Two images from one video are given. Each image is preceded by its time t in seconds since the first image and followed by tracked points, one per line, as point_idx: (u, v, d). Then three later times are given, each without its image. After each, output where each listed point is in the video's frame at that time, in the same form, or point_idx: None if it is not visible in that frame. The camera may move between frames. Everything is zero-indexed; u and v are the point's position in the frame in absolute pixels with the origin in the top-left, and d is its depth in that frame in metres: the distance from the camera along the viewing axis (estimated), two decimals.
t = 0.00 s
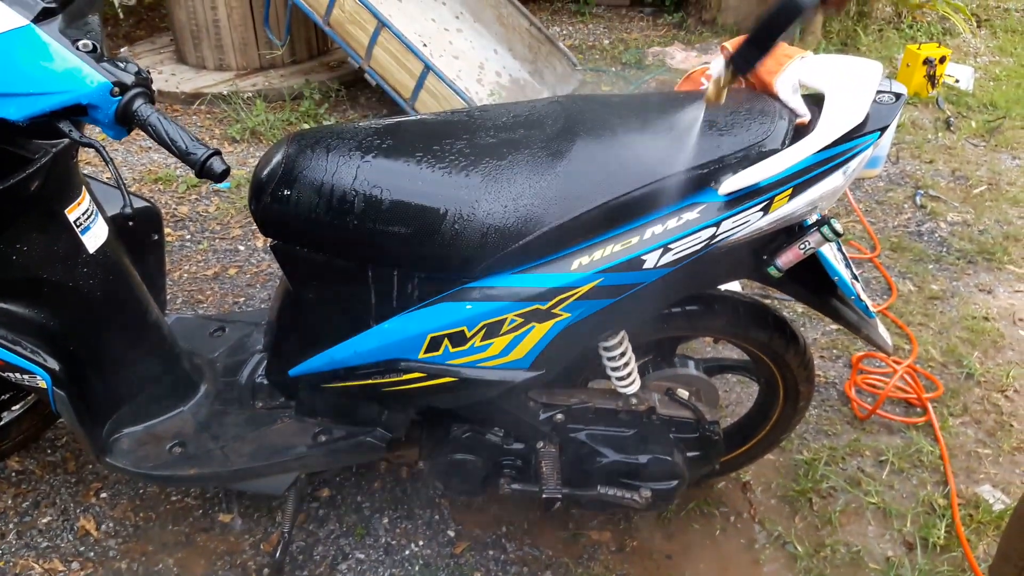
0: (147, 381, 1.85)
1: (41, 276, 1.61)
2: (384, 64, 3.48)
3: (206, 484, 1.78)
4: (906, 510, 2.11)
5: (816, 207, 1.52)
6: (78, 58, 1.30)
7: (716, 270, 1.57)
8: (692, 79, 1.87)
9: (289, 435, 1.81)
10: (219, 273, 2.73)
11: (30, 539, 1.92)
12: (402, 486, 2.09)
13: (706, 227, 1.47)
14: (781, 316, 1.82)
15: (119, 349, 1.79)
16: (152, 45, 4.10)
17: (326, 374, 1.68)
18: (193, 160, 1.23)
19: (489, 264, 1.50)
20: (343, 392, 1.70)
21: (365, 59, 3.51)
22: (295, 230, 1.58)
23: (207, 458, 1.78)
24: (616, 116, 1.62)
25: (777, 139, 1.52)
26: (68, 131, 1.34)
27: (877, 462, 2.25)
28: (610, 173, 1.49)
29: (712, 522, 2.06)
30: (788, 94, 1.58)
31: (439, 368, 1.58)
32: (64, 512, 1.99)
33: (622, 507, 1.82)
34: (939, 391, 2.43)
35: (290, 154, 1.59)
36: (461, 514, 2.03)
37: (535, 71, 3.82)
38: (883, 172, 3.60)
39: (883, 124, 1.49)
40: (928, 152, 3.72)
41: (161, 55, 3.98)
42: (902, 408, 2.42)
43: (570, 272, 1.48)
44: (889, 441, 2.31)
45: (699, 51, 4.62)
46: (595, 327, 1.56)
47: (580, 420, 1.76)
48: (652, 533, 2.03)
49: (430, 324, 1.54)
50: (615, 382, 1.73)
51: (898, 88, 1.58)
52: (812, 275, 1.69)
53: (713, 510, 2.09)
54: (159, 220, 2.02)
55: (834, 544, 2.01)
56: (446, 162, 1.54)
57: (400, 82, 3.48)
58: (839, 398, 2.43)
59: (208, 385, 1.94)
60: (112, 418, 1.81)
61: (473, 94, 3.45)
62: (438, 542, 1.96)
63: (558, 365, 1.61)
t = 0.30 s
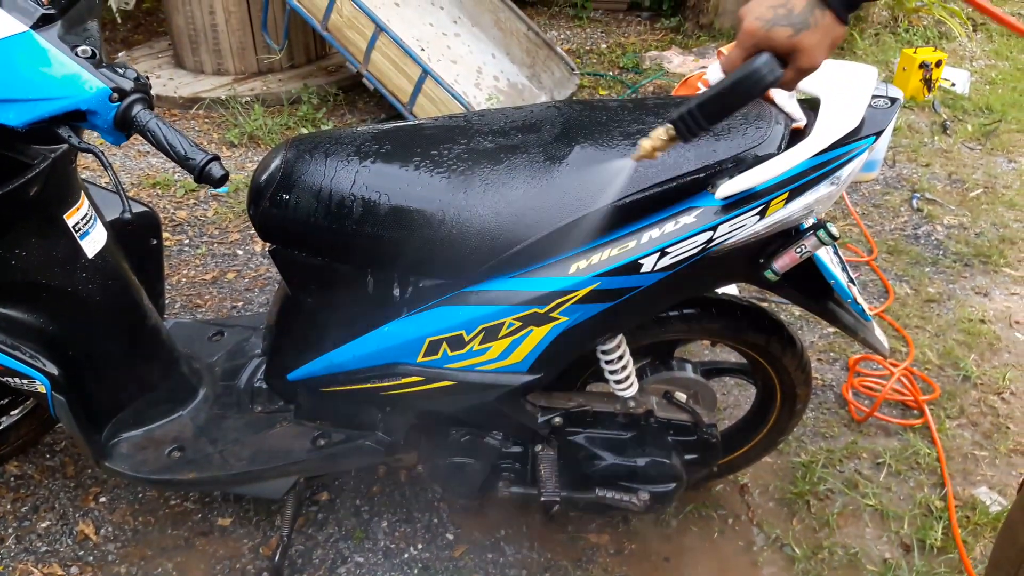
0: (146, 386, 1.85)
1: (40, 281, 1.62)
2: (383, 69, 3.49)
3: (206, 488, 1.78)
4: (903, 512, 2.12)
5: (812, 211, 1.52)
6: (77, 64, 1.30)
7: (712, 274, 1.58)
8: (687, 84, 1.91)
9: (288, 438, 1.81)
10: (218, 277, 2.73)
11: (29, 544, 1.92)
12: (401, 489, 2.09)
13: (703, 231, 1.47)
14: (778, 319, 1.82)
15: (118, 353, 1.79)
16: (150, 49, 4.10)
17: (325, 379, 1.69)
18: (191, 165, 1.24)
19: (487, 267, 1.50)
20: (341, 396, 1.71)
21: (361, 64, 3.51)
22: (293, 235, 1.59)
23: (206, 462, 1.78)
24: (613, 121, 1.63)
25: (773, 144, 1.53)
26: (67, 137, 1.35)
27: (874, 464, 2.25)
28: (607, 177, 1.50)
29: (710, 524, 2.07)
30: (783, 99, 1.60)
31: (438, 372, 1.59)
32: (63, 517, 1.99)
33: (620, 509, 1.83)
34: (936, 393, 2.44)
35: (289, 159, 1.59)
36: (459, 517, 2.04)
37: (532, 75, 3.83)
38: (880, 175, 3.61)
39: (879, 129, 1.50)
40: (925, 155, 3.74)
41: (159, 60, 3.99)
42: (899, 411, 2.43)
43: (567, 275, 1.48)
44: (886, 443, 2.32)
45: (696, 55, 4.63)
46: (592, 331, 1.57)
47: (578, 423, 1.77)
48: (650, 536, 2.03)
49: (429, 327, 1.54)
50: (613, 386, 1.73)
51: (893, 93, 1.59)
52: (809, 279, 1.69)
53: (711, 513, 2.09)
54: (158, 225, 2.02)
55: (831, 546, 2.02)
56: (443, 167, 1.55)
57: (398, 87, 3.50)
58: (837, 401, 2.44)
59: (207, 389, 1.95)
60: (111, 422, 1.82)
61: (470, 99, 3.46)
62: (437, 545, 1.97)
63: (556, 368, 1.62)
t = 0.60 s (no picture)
0: (148, 387, 1.86)
1: (41, 283, 1.62)
2: (381, 70, 3.50)
3: (208, 489, 1.79)
4: (904, 509, 2.12)
5: (811, 209, 1.53)
6: (77, 67, 1.30)
7: (712, 272, 1.58)
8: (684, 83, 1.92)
9: (290, 439, 1.82)
10: (217, 279, 2.74)
11: (32, 546, 1.93)
12: (402, 489, 2.09)
13: (702, 229, 1.47)
14: (778, 317, 1.83)
15: (119, 355, 1.79)
16: (148, 52, 4.11)
17: (325, 379, 1.68)
18: (191, 167, 1.24)
19: (488, 267, 1.51)
20: (342, 397, 1.71)
21: (360, 65, 3.52)
22: (293, 237, 1.59)
23: (208, 464, 1.79)
24: (611, 120, 1.64)
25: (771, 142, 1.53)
26: (68, 140, 1.35)
27: (875, 461, 2.26)
28: (606, 177, 1.51)
29: (711, 522, 2.07)
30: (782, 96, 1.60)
31: (439, 372, 1.59)
32: (66, 518, 2.00)
33: (620, 508, 1.82)
34: (936, 391, 2.44)
35: (289, 161, 1.60)
36: (461, 517, 2.04)
37: (530, 75, 3.84)
38: (878, 173, 3.61)
39: (877, 127, 1.51)
40: (923, 153, 3.74)
41: (157, 62, 4.00)
42: (899, 408, 2.44)
43: (566, 275, 1.48)
44: (886, 440, 2.32)
45: (694, 55, 4.64)
46: (593, 330, 1.58)
47: (579, 422, 1.77)
48: (651, 534, 2.04)
49: (430, 328, 1.55)
50: (614, 385, 1.74)
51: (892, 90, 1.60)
52: (809, 277, 1.69)
53: (712, 511, 2.09)
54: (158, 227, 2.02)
55: (832, 544, 2.02)
56: (442, 168, 1.56)
57: (396, 88, 3.50)
58: (836, 399, 2.44)
59: (208, 390, 1.95)
60: (113, 424, 1.82)
61: (468, 99, 3.47)
62: (439, 545, 1.97)
63: (557, 368, 1.63)
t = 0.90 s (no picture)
0: (151, 385, 1.86)
1: (44, 281, 1.63)
2: (382, 68, 3.50)
3: (211, 486, 1.79)
4: (905, 506, 2.12)
5: (813, 205, 1.53)
6: (80, 65, 1.31)
7: (714, 269, 1.58)
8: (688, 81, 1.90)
9: (292, 436, 1.82)
10: (219, 277, 2.74)
11: (35, 543, 1.94)
12: (405, 486, 2.10)
13: (705, 226, 1.47)
14: (780, 314, 1.83)
15: (123, 352, 1.80)
16: (149, 50, 4.12)
17: (329, 377, 1.69)
18: (195, 165, 1.25)
19: (491, 265, 1.51)
20: (345, 394, 1.72)
21: (361, 63, 3.52)
22: (295, 234, 1.59)
23: (211, 460, 1.79)
24: (612, 116, 1.64)
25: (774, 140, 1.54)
26: (71, 138, 1.36)
27: (876, 458, 2.26)
28: (609, 174, 1.51)
29: (713, 519, 2.07)
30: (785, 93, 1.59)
31: (441, 369, 1.60)
32: (69, 515, 2.00)
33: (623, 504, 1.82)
34: (937, 388, 2.44)
35: (291, 158, 1.60)
36: (463, 513, 2.05)
37: (531, 72, 3.84)
38: (880, 170, 3.61)
39: (879, 123, 1.52)
40: (924, 149, 3.74)
41: (157, 61, 4.00)
42: (900, 405, 2.44)
43: (569, 272, 1.49)
44: (888, 437, 2.33)
45: (694, 52, 4.64)
46: (595, 327, 1.58)
47: (581, 419, 1.78)
48: (653, 531, 2.04)
49: (432, 325, 1.56)
50: (616, 382, 1.74)
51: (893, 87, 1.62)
52: (811, 273, 1.69)
53: (713, 507, 2.10)
54: (160, 226, 2.03)
55: (833, 540, 2.03)
56: (444, 166, 1.56)
57: (397, 85, 3.51)
58: (838, 396, 2.44)
59: (211, 387, 1.95)
60: (116, 421, 1.82)
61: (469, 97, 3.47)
62: (441, 541, 1.98)
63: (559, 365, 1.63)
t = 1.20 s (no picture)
0: (157, 380, 1.87)
1: (51, 276, 1.63)
2: (385, 64, 3.50)
3: (217, 481, 1.80)
4: (909, 502, 2.13)
5: (820, 201, 1.53)
6: (88, 60, 1.31)
7: (719, 265, 1.59)
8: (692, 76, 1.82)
9: (298, 431, 1.83)
10: (223, 273, 2.75)
11: (42, 537, 1.95)
12: (409, 481, 2.10)
13: (710, 222, 1.47)
14: (784, 311, 1.83)
15: (129, 347, 1.80)
16: (152, 46, 4.12)
17: (333, 372, 1.69)
18: (203, 160, 1.25)
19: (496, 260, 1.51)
20: (350, 389, 1.72)
21: (365, 59, 3.52)
22: (301, 229, 1.60)
23: (217, 455, 1.80)
24: (618, 112, 1.65)
25: (779, 137, 1.56)
26: (80, 133, 1.36)
27: (880, 455, 2.26)
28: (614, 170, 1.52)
29: (717, 515, 2.08)
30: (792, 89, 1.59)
31: (446, 364, 1.60)
32: (75, 510, 2.01)
33: (627, 500, 1.82)
34: (941, 387, 2.44)
35: (297, 154, 1.61)
36: (467, 509, 2.05)
37: (535, 68, 3.84)
38: (884, 167, 3.60)
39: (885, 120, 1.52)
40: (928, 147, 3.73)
41: (161, 56, 4.00)
42: (904, 402, 2.44)
43: (575, 267, 1.49)
44: (892, 434, 2.33)
45: (698, 49, 4.63)
46: (600, 323, 1.58)
47: (586, 414, 1.78)
48: (656, 526, 2.05)
49: (437, 320, 1.55)
50: (620, 377, 1.75)
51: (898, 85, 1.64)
52: (816, 270, 1.70)
53: (717, 504, 2.10)
54: (166, 221, 2.04)
55: (837, 536, 2.03)
56: (450, 162, 1.57)
57: (401, 81, 3.51)
58: (842, 392, 2.44)
59: (216, 382, 1.96)
60: (122, 416, 1.83)
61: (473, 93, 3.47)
62: (445, 536, 1.98)
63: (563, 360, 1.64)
